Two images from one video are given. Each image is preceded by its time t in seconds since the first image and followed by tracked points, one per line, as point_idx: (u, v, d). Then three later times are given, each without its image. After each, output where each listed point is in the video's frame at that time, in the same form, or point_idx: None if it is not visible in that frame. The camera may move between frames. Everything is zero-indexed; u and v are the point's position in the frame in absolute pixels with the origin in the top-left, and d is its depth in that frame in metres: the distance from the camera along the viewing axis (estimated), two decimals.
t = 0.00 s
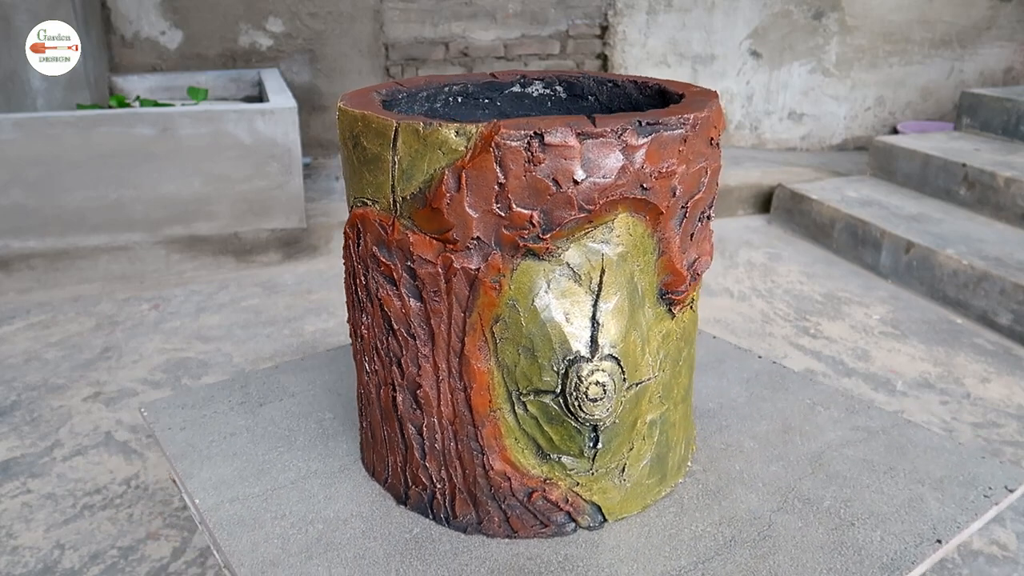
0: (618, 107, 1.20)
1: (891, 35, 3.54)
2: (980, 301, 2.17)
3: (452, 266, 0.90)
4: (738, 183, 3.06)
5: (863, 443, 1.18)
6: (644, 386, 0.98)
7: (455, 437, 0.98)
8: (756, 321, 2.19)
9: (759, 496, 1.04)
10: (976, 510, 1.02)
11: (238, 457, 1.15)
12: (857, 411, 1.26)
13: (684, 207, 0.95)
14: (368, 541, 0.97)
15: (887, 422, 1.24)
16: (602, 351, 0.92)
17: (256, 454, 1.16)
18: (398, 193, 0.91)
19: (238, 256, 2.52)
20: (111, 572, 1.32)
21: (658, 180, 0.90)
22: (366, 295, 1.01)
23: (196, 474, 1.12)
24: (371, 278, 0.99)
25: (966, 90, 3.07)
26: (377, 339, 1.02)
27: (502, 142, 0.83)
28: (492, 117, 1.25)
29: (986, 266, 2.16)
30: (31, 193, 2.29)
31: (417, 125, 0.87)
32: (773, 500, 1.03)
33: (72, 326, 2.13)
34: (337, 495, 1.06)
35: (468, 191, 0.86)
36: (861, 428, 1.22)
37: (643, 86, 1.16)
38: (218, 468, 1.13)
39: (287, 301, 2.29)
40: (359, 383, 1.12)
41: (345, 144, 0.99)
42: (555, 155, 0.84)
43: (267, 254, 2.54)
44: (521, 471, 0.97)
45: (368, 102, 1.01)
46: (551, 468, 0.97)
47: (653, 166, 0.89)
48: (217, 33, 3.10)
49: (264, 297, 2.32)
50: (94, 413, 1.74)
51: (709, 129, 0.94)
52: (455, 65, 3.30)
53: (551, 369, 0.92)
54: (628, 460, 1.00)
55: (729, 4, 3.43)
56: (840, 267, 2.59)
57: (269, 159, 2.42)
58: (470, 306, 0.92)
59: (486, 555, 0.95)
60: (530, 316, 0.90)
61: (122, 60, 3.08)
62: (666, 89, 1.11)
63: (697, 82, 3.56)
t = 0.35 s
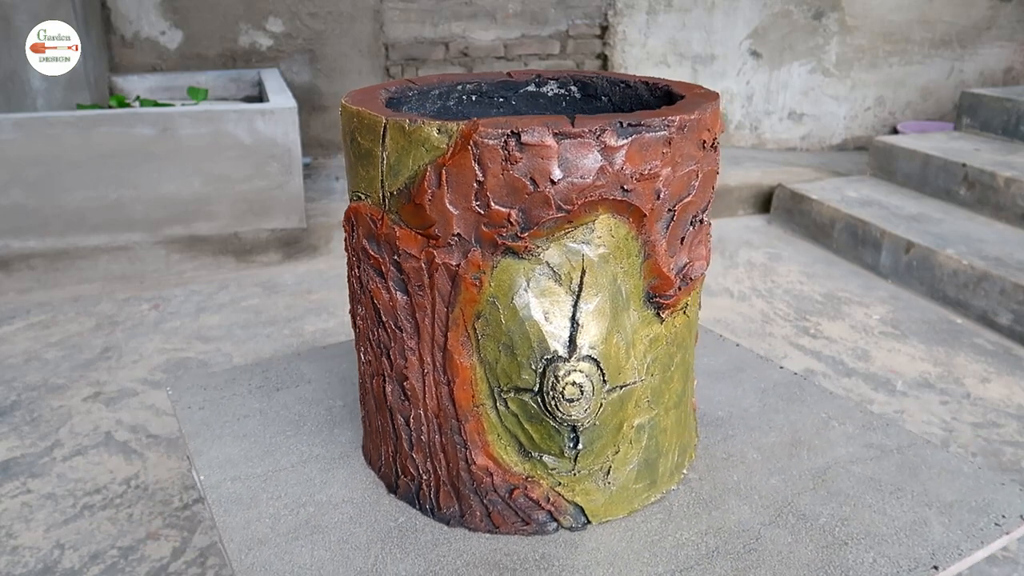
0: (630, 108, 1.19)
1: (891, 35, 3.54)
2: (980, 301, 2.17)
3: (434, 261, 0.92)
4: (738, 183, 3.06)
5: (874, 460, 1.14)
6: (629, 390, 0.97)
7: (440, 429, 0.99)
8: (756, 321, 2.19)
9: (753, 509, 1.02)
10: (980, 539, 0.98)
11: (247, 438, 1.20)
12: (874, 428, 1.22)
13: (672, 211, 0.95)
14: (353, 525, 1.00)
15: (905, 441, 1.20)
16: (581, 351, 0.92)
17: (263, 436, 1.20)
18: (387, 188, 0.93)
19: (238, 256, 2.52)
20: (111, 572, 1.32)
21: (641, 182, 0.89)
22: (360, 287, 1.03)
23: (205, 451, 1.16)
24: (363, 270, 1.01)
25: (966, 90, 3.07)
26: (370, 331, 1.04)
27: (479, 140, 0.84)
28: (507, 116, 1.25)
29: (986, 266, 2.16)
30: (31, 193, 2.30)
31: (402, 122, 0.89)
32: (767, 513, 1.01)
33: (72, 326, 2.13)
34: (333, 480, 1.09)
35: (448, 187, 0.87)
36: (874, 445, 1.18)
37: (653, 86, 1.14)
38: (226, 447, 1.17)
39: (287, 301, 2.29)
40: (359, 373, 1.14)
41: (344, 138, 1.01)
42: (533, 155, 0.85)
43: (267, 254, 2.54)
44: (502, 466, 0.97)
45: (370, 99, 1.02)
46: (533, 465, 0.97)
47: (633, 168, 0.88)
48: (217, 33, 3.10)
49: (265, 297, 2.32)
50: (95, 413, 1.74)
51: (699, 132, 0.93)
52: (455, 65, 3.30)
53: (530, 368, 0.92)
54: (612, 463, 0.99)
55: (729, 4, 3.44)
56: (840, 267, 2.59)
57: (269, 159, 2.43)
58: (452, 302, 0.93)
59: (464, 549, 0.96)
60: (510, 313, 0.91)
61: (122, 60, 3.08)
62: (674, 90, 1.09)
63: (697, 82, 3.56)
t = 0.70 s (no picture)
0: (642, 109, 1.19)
1: (891, 35, 3.54)
2: (980, 301, 2.17)
3: (420, 256, 0.93)
4: (738, 183, 3.06)
5: (881, 478, 1.10)
6: (615, 393, 0.95)
7: (429, 423, 1.00)
8: (756, 321, 2.20)
9: (745, 518, 1.00)
10: (980, 566, 0.94)
11: (257, 422, 1.24)
12: (886, 445, 1.19)
13: (658, 213, 0.94)
14: (342, 512, 1.02)
15: (918, 459, 1.15)
16: (560, 351, 0.90)
17: (273, 421, 1.24)
18: (379, 184, 0.96)
19: (238, 256, 2.52)
20: (111, 572, 1.32)
21: (624, 182, 0.89)
22: (357, 280, 1.05)
23: (216, 433, 1.21)
24: (359, 264, 1.03)
25: (966, 90, 3.07)
26: (366, 323, 1.06)
27: (462, 138, 0.86)
28: (519, 114, 1.26)
29: (986, 266, 2.16)
30: (31, 193, 2.30)
31: (393, 120, 0.91)
32: (758, 523, 0.99)
33: (72, 326, 2.14)
34: (332, 467, 1.12)
35: (433, 184, 0.89)
36: (884, 463, 1.14)
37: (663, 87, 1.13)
38: (236, 430, 1.22)
39: (287, 301, 2.29)
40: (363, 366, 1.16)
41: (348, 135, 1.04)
42: (513, 154, 0.86)
43: (267, 254, 2.54)
44: (487, 462, 0.98)
45: (373, 97, 1.04)
46: (517, 463, 0.97)
47: (615, 169, 0.88)
48: (217, 33, 3.10)
49: (265, 297, 2.32)
50: (94, 413, 1.74)
51: (689, 135, 0.92)
52: (455, 65, 3.30)
53: (511, 366, 0.92)
54: (598, 465, 0.98)
55: (729, 4, 3.44)
56: (840, 267, 2.59)
57: (269, 159, 2.43)
58: (437, 297, 0.94)
59: (446, 543, 0.97)
60: (492, 311, 0.91)
61: (122, 60, 3.08)
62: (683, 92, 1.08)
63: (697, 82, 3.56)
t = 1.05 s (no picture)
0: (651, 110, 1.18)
1: (891, 35, 3.54)
2: (980, 301, 2.17)
3: (410, 251, 0.94)
4: (738, 183, 3.06)
5: (885, 494, 1.05)
6: (601, 395, 0.94)
7: (420, 417, 1.00)
8: (756, 321, 2.20)
9: (736, 527, 0.98)
10: None
11: (268, 409, 1.25)
12: (897, 461, 1.13)
13: (646, 215, 0.92)
14: (335, 501, 1.02)
15: (929, 478, 1.09)
16: (543, 350, 0.90)
17: (283, 408, 1.25)
18: (373, 180, 0.97)
19: (238, 256, 2.52)
20: (111, 572, 1.32)
21: (608, 183, 0.88)
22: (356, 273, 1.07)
23: (228, 418, 1.23)
24: (356, 258, 1.05)
25: (966, 91, 3.07)
26: (364, 315, 1.07)
27: (446, 135, 0.86)
28: (532, 114, 1.26)
29: (986, 266, 2.16)
30: (31, 193, 2.29)
31: (385, 117, 0.92)
32: (748, 531, 0.97)
33: (72, 326, 2.13)
34: (331, 457, 1.12)
35: (421, 180, 0.90)
36: (891, 479, 1.09)
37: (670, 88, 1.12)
38: (248, 415, 1.23)
39: (287, 301, 2.29)
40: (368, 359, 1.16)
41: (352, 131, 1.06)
42: (495, 152, 0.86)
43: (267, 254, 2.54)
44: (474, 457, 0.98)
45: (376, 95, 1.05)
46: (503, 459, 0.97)
47: (598, 169, 0.87)
48: (217, 33, 3.10)
49: (264, 297, 2.32)
50: (94, 413, 1.74)
51: (680, 135, 0.91)
52: (455, 65, 3.30)
53: (495, 363, 0.92)
54: (585, 466, 0.97)
55: (729, 4, 3.44)
56: (840, 267, 2.59)
57: (269, 159, 2.42)
58: (426, 292, 0.95)
59: (430, 536, 0.97)
60: (476, 308, 0.92)
61: (122, 60, 3.08)
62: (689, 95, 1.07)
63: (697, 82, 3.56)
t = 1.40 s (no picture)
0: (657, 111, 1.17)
1: (891, 35, 3.53)
2: (980, 301, 2.17)
3: (403, 248, 0.95)
4: (738, 183, 3.06)
5: (886, 507, 1.03)
6: (590, 395, 0.94)
7: (414, 412, 1.01)
8: (756, 321, 2.20)
9: (729, 533, 0.97)
10: None
11: (277, 400, 1.26)
12: (904, 473, 1.11)
13: (636, 216, 0.91)
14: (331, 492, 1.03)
15: (934, 491, 1.07)
16: (531, 349, 0.90)
17: (292, 399, 1.26)
18: (371, 177, 0.98)
19: (238, 256, 2.52)
20: (111, 572, 1.32)
21: (595, 183, 0.88)
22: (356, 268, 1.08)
23: (237, 407, 1.24)
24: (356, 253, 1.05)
25: (966, 90, 3.07)
26: (364, 310, 1.08)
27: (437, 133, 0.87)
28: (541, 114, 1.26)
29: (986, 266, 2.16)
30: (31, 193, 2.30)
31: (381, 115, 0.93)
32: (740, 539, 0.97)
33: (72, 326, 2.14)
34: (332, 449, 1.13)
35: (414, 178, 0.91)
36: (894, 491, 1.07)
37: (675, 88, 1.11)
38: (256, 406, 1.24)
39: (287, 301, 2.29)
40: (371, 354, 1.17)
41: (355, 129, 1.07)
42: (483, 151, 0.86)
43: (267, 254, 2.54)
44: (466, 454, 0.98)
45: (379, 93, 1.06)
46: (494, 456, 0.97)
47: (586, 169, 0.87)
48: (217, 33, 3.10)
49: (264, 297, 2.32)
50: (94, 413, 1.74)
51: (671, 137, 0.90)
52: (455, 65, 3.30)
53: (485, 361, 0.92)
54: (576, 466, 0.96)
55: (729, 4, 3.43)
56: (840, 267, 2.59)
57: (269, 160, 2.42)
58: (419, 288, 0.95)
59: (420, 530, 0.97)
60: (466, 305, 0.92)
61: (122, 60, 3.08)
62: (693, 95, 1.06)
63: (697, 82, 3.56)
